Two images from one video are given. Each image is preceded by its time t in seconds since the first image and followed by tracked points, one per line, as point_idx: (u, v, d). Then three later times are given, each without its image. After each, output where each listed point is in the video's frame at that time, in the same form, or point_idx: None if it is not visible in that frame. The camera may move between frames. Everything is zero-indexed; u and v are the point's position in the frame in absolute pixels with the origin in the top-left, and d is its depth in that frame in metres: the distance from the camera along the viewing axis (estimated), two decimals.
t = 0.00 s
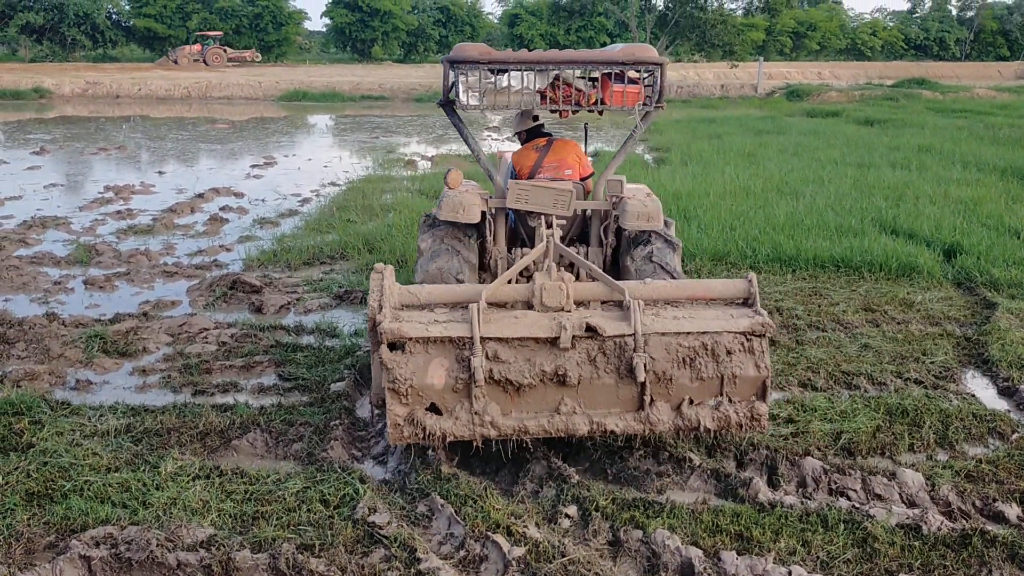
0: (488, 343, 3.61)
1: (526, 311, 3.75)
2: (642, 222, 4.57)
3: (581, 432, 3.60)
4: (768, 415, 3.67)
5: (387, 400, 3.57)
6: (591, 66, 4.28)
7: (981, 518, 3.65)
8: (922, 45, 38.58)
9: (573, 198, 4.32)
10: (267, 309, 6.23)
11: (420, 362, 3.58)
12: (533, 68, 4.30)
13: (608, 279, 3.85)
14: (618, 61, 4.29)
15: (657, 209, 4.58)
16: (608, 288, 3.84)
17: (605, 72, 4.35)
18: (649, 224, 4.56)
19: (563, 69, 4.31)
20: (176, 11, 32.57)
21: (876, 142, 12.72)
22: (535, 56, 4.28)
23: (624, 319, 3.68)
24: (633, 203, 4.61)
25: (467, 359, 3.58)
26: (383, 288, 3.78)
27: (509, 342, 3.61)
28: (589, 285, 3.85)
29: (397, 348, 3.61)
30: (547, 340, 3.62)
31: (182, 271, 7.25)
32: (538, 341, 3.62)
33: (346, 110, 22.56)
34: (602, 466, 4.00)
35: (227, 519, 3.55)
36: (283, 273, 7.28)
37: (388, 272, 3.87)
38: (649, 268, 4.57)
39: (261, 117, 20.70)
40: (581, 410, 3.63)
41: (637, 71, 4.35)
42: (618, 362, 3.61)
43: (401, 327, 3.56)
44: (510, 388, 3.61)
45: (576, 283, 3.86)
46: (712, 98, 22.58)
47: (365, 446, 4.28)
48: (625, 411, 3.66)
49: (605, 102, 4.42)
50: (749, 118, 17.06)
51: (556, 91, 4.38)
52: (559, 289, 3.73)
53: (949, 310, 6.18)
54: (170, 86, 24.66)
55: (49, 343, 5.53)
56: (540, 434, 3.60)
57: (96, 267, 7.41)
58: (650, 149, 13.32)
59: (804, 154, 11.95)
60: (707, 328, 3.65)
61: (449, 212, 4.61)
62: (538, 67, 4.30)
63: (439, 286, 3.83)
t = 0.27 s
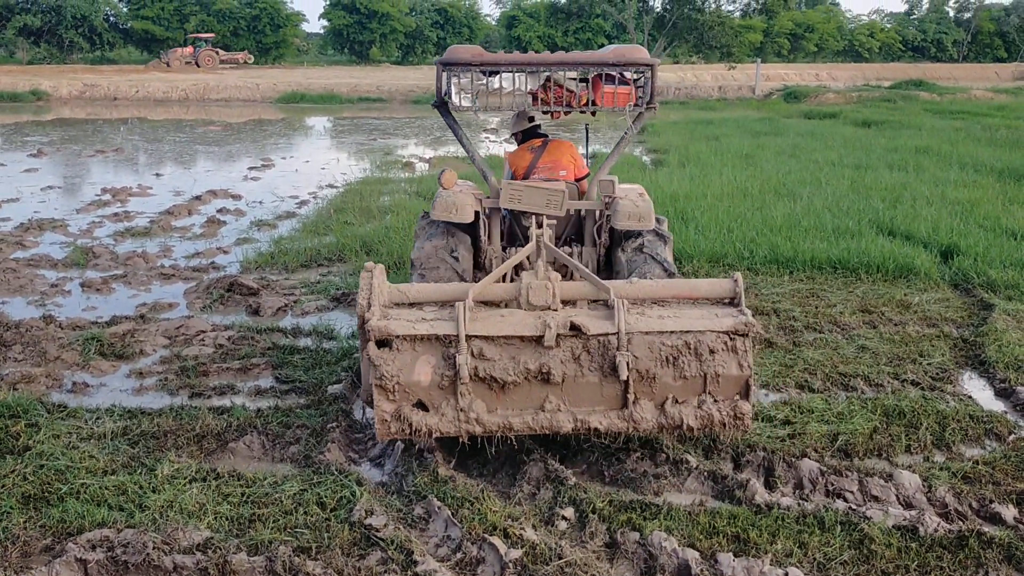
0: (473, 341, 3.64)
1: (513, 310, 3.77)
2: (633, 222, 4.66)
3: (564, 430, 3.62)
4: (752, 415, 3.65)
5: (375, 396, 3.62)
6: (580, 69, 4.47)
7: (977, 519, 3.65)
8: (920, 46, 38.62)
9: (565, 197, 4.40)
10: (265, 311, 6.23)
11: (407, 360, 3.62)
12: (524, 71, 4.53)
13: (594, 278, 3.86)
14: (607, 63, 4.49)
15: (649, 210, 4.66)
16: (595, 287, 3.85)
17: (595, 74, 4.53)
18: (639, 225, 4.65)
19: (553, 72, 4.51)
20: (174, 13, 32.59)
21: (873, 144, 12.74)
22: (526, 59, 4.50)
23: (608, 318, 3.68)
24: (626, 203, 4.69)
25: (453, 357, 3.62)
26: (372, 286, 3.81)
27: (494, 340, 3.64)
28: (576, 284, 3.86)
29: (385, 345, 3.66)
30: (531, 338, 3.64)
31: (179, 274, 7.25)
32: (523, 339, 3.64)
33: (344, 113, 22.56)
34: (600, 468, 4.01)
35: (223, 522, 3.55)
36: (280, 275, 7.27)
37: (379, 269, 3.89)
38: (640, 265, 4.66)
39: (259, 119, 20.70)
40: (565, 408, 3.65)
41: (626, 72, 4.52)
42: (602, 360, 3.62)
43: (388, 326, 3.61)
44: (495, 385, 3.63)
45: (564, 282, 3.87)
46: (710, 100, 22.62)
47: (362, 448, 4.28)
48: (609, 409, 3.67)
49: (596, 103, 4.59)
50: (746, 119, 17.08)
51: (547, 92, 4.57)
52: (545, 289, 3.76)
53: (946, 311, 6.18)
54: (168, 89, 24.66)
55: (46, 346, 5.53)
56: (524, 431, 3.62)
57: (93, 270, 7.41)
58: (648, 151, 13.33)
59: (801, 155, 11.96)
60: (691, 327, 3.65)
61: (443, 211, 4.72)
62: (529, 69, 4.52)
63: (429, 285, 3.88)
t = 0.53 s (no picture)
0: (462, 339, 3.72)
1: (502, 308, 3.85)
2: (626, 222, 4.69)
3: (551, 426, 3.68)
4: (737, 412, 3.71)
5: (366, 391, 3.71)
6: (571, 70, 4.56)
7: (974, 521, 3.66)
8: (916, 48, 38.69)
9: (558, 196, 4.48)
10: (262, 314, 6.23)
11: (398, 356, 3.72)
12: (516, 73, 4.63)
13: (583, 278, 3.94)
14: (598, 66, 4.56)
15: (640, 210, 4.69)
16: (583, 285, 3.92)
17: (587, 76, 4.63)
18: (631, 224, 4.67)
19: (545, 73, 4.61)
20: (171, 16, 32.59)
21: (870, 146, 12.76)
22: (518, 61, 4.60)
23: (594, 316, 3.76)
24: (618, 202, 4.73)
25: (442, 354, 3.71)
26: (364, 284, 3.91)
27: (482, 337, 3.72)
28: (564, 283, 3.93)
29: (376, 342, 3.76)
30: (519, 336, 3.72)
31: (176, 277, 7.25)
32: (510, 336, 3.72)
33: (341, 116, 22.55)
34: (598, 471, 4.01)
35: (221, 525, 3.55)
36: (277, 278, 7.27)
37: (372, 270, 3.99)
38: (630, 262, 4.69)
39: (256, 122, 20.68)
40: (552, 405, 3.71)
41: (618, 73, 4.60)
42: (588, 358, 3.70)
43: (378, 322, 3.71)
44: (483, 382, 3.70)
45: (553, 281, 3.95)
46: (707, 102, 22.64)
47: (360, 452, 4.29)
48: (595, 406, 3.74)
49: (588, 105, 4.70)
50: (743, 121, 17.09)
51: (540, 94, 4.70)
52: (534, 287, 3.81)
53: (943, 313, 6.19)
54: (165, 92, 24.65)
55: (43, 349, 5.52)
56: (512, 427, 3.68)
57: (89, 273, 7.40)
58: (645, 153, 13.34)
59: (798, 157, 11.98)
60: (676, 325, 3.73)
61: (438, 210, 4.77)
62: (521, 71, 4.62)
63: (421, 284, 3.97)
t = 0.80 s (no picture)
0: (451, 334, 3.77)
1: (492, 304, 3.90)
2: (618, 221, 4.70)
3: (538, 420, 3.74)
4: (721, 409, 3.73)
5: (356, 385, 3.76)
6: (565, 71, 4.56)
7: (972, 521, 3.66)
8: (912, 49, 38.77)
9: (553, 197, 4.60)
10: (259, 318, 6.23)
11: (388, 350, 3.76)
12: (511, 74, 4.63)
13: (572, 275, 4.01)
14: (591, 67, 4.57)
15: (632, 210, 4.71)
16: (570, 283, 3.98)
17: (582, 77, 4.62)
18: (623, 224, 4.69)
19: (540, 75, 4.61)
20: (167, 20, 32.63)
21: (866, 147, 12.79)
22: (513, 62, 4.61)
23: (581, 313, 3.80)
24: (610, 202, 4.76)
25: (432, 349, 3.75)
26: (358, 279, 3.96)
27: (471, 333, 3.77)
28: (553, 281, 4.02)
29: (367, 336, 3.80)
30: (506, 331, 3.77)
31: (173, 282, 7.24)
32: (498, 332, 3.77)
33: (338, 119, 22.57)
34: (595, 474, 4.01)
35: (218, 530, 3.54)
36: (274, 282, 7.27)
37: (366, 266, 4.04)
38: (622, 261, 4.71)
39: (252, 126, 20.68)
40: (539, 399, 3.77)
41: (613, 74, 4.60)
42: (574, 354, 3.74)
43: (369, 318, 3.76)
44: (471, 377, 3.76)
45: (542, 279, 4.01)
46: (703, 104, 22.66)
47: (357, 456, 4.29)
48: (581, 401, 3.78)
49: (582, 105, 4.69)
50: (740, 123, 17.12)
51: (535, 95, 4.74)
52: (523, 283, 3.89)
53: (939, 314, 6.20)
54: (162, 96, 24.65)
55: (40, 354, 5.51)
56: (499, 421, 3.74)
57: (86, 278, 7.40)
58: (642, 155, 13.36)
59: (794, 159, 12.00)
60: (660, 322, 3.74)
61: (435, 211, 4.80)
62: (516, 72, 4.63)
63: (414, 281, 4.04)
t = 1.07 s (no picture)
0: (441, 330, 3.85)
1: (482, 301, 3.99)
2: (612, 221, 4.73)
3: (525, 415, 3.82)
4: (706, 406, 3.79)
5: (348, 380, 3.86)
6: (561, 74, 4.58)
7: (968, 523, 3.66)
8: (908, 51, 38.86)
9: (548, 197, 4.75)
10: (256, 322, 6.23)
11: (380, 345, 3.86)
12: (506, 76, 4.65)
13: (562, 273, 4.09)
14: (585, 69, 4.59)
15: (626, 210, 4.74)
16: (560, 281, 4.07)
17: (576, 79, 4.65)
18: (616, 224, 4.71)
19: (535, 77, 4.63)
20: (164, 24, 32.68)
21: (862, 148, 12.81)
22: (509, 65, 4.62)
23: (569, 310, 3.87)
24: (604, 202, 4.79)
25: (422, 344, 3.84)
26: (351, 275, 4.05)
27: (460, 329, 3.85)
28: (543, 278, 4.09)
29: (360, 332, 3.90)
30: (495, 327, 3.84)
31: (170, 285, 7.24)
32: (487, 328, 3.84)
33: (335, 122, 22.58)
34: (592, 477, 4.00)
35: (215, 534, 3.54)
36: (271, 285, 7.27)
37: (361, 263, 4.13)
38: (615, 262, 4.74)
39: (249, 130, 20.69)
40: (526, 394, 3.84)
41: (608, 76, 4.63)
42: (561, 351, 3.80)
43: (361, 314, 3.85)
44: (461, 372, 3.84)
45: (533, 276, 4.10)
46: (700, 106, 22.70)
47: (353, 459, 4.29)
48: (569, 396, 3.85)
49: (577, 106, 4.72)
50: (736, 125, 17.14)
51: (529, 96, 4.74)
52: (513, 281, 4.00)
53: (936, 315, 6.21)
54: (158, 100, 24.66)
55: (37, 359, 5.51)
56: (487, 415, 3.82)
57: (83, 282, 7.39)
58: (638, 158, 13.37)
59: (791, 161, 12.02)
60: (646, 320, 3.79)
61: (431, 209, 4.89)
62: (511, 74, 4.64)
63: (408, 278, 4.14)
